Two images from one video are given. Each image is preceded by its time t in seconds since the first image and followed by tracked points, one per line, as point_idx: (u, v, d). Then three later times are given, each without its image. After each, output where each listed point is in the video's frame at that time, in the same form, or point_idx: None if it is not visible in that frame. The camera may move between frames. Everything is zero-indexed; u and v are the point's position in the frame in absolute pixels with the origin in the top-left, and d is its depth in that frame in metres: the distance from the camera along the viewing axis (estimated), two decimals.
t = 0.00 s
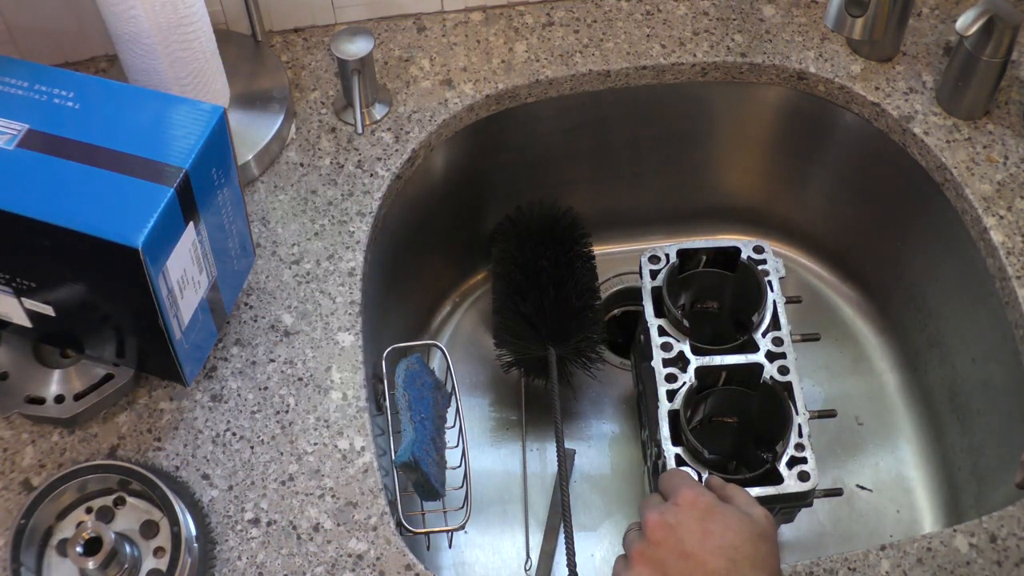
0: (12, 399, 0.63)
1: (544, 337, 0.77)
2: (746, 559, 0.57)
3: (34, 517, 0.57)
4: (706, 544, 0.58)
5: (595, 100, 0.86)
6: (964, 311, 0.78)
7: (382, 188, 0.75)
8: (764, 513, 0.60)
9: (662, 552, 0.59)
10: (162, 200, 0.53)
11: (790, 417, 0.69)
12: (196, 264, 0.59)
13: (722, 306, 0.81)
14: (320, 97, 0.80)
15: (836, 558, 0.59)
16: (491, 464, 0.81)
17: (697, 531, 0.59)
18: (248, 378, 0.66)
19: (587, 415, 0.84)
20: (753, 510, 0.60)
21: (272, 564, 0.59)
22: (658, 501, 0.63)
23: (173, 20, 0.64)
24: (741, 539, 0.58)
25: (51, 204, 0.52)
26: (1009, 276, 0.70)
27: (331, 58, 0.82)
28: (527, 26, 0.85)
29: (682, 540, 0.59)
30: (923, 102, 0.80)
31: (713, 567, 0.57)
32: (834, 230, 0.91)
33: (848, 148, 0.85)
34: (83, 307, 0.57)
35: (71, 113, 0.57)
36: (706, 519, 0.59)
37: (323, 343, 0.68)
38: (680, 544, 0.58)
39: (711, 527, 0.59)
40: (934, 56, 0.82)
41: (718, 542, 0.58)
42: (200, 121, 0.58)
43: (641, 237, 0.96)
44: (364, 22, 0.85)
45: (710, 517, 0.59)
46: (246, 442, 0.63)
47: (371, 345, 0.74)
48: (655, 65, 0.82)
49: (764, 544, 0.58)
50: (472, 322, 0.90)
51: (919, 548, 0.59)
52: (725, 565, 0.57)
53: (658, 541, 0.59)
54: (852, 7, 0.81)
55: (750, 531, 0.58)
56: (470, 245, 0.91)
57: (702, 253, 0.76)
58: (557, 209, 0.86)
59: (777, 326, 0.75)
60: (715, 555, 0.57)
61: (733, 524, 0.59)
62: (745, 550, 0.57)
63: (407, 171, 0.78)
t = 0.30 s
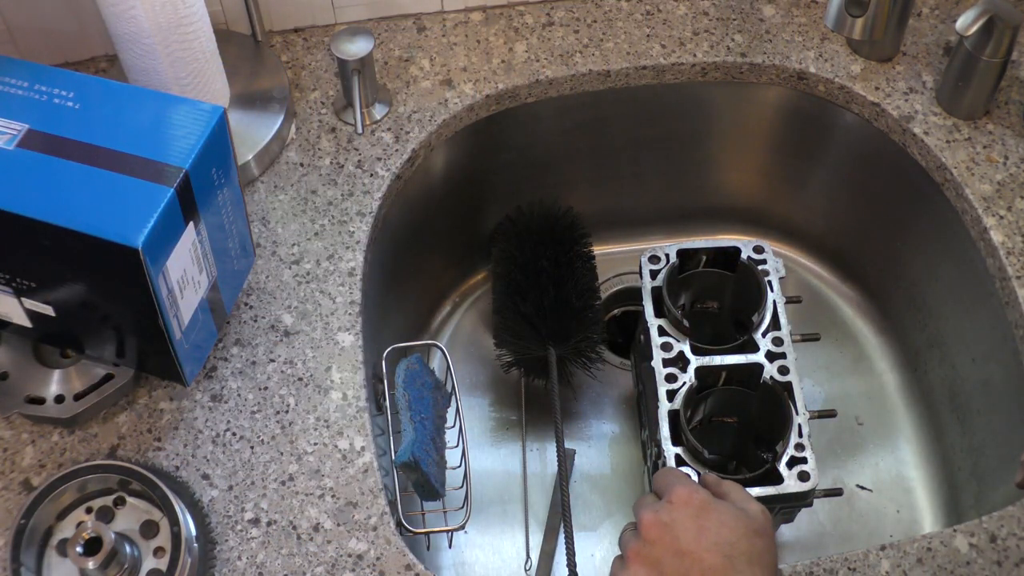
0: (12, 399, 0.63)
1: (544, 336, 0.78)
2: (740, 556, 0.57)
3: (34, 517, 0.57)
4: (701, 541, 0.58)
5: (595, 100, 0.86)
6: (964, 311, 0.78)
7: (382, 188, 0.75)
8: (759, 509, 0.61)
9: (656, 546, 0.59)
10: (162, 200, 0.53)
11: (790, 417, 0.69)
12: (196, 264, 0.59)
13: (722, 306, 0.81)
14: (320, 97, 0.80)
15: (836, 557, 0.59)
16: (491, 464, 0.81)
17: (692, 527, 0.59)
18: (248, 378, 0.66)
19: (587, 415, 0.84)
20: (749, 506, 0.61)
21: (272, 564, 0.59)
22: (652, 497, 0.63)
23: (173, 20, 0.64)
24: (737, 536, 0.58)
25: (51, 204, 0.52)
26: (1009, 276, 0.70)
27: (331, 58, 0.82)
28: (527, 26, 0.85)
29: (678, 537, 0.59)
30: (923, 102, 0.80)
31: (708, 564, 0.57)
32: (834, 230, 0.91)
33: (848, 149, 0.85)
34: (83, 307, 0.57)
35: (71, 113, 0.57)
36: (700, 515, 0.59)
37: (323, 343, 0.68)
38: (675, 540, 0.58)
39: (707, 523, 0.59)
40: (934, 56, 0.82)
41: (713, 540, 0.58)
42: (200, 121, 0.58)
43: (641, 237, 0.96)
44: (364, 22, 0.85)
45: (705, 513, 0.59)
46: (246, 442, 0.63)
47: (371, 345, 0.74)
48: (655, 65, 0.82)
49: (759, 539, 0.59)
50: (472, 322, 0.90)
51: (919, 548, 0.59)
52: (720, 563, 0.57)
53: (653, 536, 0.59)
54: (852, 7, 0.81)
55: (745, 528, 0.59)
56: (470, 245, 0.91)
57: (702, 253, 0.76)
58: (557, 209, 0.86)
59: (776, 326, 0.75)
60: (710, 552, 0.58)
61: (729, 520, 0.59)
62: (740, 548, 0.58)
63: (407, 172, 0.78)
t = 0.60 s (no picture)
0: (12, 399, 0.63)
1: (544, 336, 0.78)
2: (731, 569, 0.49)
3: (34, 517, 0.57)
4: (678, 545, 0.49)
5: (595, 100, 0.86)
6: (964, 311, 0.78)
7: (382, 188, 0.75)
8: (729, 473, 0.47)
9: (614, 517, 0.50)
10: (162, 200, 0.53)
11: (790, 417, 0.69)
12: (196, 264, 0.59)
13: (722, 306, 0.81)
14: (320, 97, 0.80)
15: (836, 557, 0.59)
16: (490, 464, 0.81)
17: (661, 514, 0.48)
18: (248, 378, 0.66)
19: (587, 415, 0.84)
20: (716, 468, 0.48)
21: (272, 565, 0.59)
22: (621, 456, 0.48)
23: (173, 20, 0.64)
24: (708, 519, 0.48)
25: (51, 205, 0.52)
26: (1009, 276, 0.70)
27: (331, 58, 0.82)
28: (527, 26, 0.85)
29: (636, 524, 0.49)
30: (923, 102, 0.80)
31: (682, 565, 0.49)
32: (834, 229, 0.91)
33: (848, 148, 0.85)
34: (83, 307, 0.57)
35: (71, 113, 0.57)
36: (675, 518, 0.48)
37: (323, 343, 0.68)
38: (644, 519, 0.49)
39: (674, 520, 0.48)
40: (934, 56, 0.82)
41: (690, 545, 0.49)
42: (200, 122, 0.58)
43: (641, 237, 0.96)
44: (364, 22, 0.85)
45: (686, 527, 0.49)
46: (247, 442, 0.63)
47: (371, 345, 0.74)
48: (655, 65, 0.82)
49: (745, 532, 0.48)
50: (472, 322, 0.90)
51: (919, 548, 0.59)
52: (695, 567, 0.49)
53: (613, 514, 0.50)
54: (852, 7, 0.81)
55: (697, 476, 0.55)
56: (470, 245, 0.91)
57: (702, 253, 0.76)
58: (557, 209, 0.86)
59: (776, 326, 0.75)
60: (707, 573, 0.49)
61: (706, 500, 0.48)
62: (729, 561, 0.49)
63: (407, 172, 0.78)
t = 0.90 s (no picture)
0: (12, 399, 0.63)
1: (544, 336, 0.78)
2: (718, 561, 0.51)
3: (34, 517, 0.57)
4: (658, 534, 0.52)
5: (594, 100, 0.86)
6: (964, 311, 0.78)
7: (382, 188, 0.75)
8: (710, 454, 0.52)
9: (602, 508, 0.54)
10: (162, 200, 0.53)
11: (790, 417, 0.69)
12: (196, 264, 0.59)
13: (722, 305, 0.81)
14: (320, 97, 0.80)
15: (836, 557, 0.59)
16: (491, 464, 0.81)
17: (644, 504, 0.52)
18: (248, 378, 0.66)
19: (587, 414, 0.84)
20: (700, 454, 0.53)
21: (272, 565, 0.59)
22: (607, 431, 0.55)
23: (173, 20, 0.64)
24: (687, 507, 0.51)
25: (51, 205, 0.52)
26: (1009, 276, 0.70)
27: (331, 58, 0.82)
28: (527, 26, 0.85)
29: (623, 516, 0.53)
30: (923, 102, 0.80)
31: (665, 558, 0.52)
32: (834, 229, 0.91)
33: (848, 148, 0.85)
34: (83, 307, 0.57)
35: (71, 112, 0.57)
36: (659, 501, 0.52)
37: (323, 343, 0.68)
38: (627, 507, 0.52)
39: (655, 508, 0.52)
40: (934, 56, 0.82)
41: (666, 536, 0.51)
42: (200, 122, 0.58)
43: (641, 237, 0.96)
44: (364, 22, 0.85)
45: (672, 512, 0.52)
46: (247, 442, 0.63)
47: (371, 345, 0.74)
48: (655, 65, 0.82)
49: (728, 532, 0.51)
50: (472, 322, 0.90)
51: (919, 548, 0.59)
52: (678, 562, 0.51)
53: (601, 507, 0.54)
54: (852, 6, 0.81)
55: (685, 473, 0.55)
56: (470, 245, 0.91)
57: (702, 253, 0.76)
58: (557, 209, 0.86)
59: (777, 326, 0.75)
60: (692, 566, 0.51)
61: (685, 494, 0.51)
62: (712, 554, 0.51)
63: (407, 172, 0.78)
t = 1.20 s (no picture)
0: (12, 399, 0.63)
1: (544, 337, 0.78)
2: None
3: (33, 517, 0.57)
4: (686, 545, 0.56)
5: (594, 100, 0.86)
6: (965, 313, 0.78)
7: (382, 188, 0.75)
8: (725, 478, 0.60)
9: (631, 528, 0.57)
10: (162, 200, 0.53)
11: (790, 417, 0.69)
12: (196, 264, 0.59)
13: (722, 306, 0.81)
14: (320, 97, 0.80)
15: (836, 557, 0.59)
16: (491, 464, 0.81)
17: (668, 506, 0.57)
18: (248, 378, 0.66)
19: (588, 415, 0.84)
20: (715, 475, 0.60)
21: (272, 564, 0.59)
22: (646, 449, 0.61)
23: (173, 20, 0.64)
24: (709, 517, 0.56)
25: (51, 204, 0.52)
26: (1009, 276, 0.70)
27: (331, 58, 0.82)
28: (527, 26, 0.85)
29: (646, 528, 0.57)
30: (923, 102, 0.80)
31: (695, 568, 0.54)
32: (834, 229, 0.91)
33: (848, 148, 0.85)
34: (83, 307, 0.57)
35: (70, 112, 0.57)
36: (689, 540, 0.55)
37: (323, 343, 0.68)
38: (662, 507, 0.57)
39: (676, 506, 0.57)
40: (934, 56, 0.82)
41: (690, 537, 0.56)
42: (200, 122, 0.58)
43: (641, 237, 0.96)
44: (364, 22, 0.85)
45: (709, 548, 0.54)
46: (247, 442, 0.63)
47: (371, 345, 0.74)
48: (655, 65, 0.82)
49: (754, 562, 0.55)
50: (472, 322, 0.90)
51: (919, 548, 0.59)
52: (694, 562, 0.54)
53: (622, 519, 0.58)
54: (852, 7, 0.81)
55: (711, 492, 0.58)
56: (470, 245, 0.91)
57: (702, 253, 0.76)
58: (557, 209, 0.86)
59: (776, 326, 0.75)
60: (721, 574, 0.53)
61: (709, 496, 0.57)
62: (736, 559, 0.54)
63: (407, 172, 0.78)
